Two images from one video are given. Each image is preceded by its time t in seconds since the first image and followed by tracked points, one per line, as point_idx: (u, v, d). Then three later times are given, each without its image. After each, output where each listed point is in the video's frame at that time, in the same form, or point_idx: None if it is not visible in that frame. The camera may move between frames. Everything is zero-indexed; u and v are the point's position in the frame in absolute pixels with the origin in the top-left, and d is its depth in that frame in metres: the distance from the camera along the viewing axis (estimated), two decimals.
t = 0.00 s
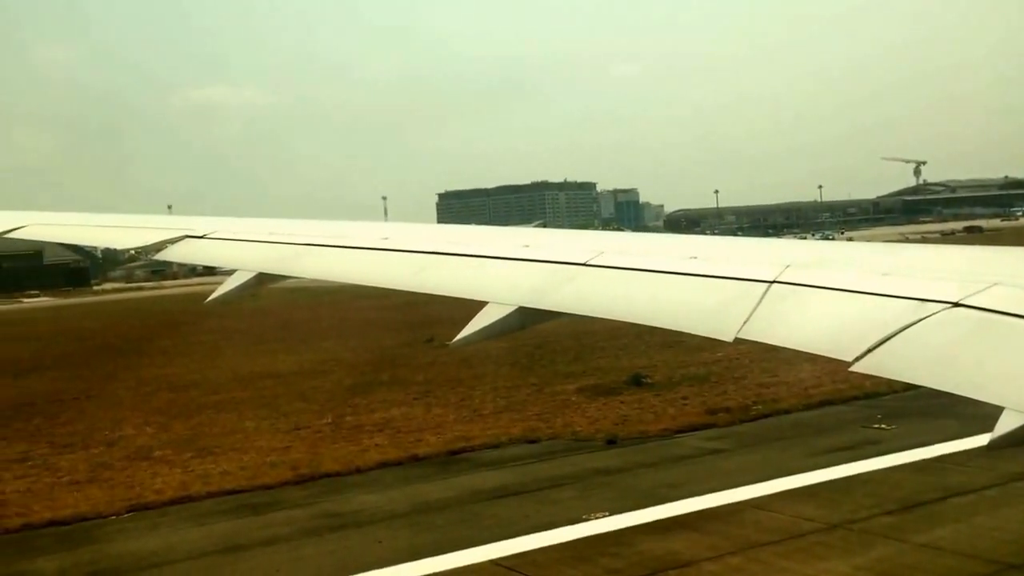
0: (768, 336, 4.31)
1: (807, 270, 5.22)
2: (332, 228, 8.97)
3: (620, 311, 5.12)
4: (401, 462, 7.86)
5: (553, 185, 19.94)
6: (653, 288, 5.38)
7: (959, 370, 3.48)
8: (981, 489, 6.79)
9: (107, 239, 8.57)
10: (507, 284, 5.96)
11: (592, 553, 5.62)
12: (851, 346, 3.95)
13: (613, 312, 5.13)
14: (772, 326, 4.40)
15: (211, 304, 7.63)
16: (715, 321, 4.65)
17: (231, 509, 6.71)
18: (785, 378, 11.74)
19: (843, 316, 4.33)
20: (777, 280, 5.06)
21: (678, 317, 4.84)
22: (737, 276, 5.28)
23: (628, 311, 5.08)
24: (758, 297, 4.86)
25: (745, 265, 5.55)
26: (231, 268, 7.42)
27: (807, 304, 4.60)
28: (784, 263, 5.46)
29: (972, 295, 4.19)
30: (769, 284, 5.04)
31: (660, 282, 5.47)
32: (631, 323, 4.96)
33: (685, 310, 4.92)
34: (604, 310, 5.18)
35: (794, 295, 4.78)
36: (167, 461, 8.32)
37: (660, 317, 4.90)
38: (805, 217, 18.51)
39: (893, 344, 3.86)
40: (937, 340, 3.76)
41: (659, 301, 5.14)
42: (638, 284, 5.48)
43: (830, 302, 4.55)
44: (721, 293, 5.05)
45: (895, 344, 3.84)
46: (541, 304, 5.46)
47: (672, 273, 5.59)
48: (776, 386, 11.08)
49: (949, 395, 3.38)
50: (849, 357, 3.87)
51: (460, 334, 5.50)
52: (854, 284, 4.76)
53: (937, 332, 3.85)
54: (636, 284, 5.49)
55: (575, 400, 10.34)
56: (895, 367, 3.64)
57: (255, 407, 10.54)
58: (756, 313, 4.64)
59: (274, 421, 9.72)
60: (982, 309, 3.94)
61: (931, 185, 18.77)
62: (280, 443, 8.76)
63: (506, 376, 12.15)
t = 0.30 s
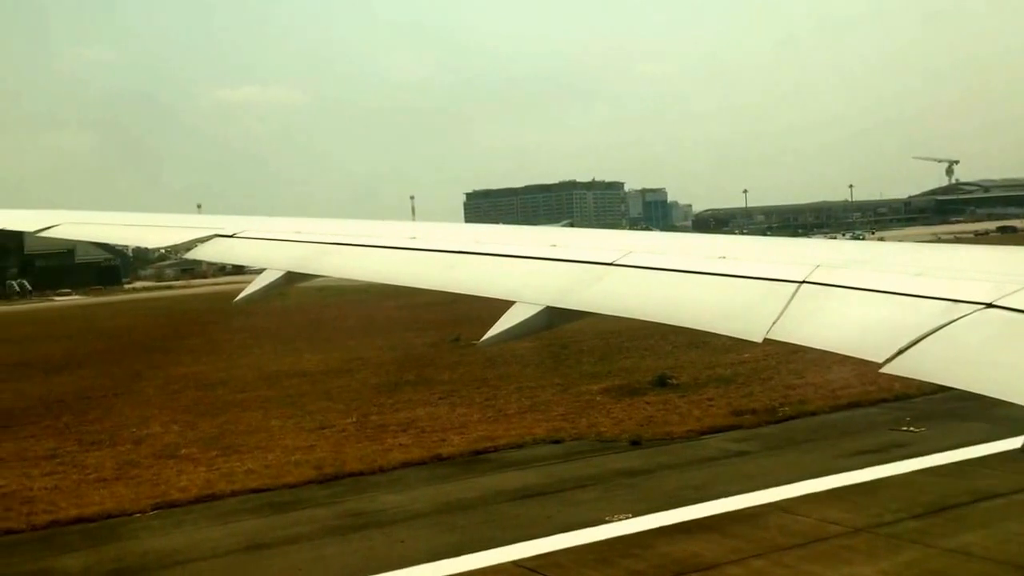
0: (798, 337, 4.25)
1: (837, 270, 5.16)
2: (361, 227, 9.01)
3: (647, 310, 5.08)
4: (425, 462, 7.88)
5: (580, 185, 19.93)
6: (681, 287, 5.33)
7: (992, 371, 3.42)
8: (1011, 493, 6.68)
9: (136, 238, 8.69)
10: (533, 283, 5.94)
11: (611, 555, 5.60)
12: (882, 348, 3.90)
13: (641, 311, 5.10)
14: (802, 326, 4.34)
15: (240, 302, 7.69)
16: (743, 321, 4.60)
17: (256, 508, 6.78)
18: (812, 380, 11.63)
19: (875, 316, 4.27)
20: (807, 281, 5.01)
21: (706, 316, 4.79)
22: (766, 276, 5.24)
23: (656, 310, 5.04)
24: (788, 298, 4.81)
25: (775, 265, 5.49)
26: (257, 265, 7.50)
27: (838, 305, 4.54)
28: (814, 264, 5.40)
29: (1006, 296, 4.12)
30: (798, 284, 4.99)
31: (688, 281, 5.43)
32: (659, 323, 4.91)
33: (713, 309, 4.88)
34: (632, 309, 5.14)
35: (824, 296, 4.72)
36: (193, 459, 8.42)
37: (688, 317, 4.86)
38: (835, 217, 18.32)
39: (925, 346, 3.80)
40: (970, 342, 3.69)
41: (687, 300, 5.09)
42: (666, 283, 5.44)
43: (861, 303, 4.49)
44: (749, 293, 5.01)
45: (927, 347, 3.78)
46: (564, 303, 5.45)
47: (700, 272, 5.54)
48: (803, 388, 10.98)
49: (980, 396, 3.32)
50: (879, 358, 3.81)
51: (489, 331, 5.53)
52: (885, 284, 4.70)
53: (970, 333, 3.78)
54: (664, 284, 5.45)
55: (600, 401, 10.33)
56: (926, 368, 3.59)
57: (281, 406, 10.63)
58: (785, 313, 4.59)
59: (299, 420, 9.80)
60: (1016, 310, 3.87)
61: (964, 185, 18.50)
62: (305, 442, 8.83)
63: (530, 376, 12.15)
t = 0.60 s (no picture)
0: (827, 338, 4.21)
1: (867, 271, 5.10)
2: (389, 227, 9.05)
3: (675, 310, 5.04)
4: (448, 462, 7.92)
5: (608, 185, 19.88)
6: (709, 287, 5.29)
7: None
8: None
9: (165, 237, 8.81)
10: (561, 284, 5.92)
11: (632, 557, 5.59)
12: (913, 349, 3.85)
13: (669, 311, 5.06)
14: (831, 327, 4.30)
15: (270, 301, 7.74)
16: (772, 321, 4.56)
17: (280, 507, 6.85)
18: (840, 382, 11.52)
19: (906, 317, 4.21)
20: (837, 282, 4.95)
21: (735, 316, 4.75)
22: (794, 276, 5.19)
23: (684, 310, 5.00)
24: (818, 298, 4.76)
25: (804, 266, 5.45)
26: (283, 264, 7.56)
27: (868, 306, 4.49)
28: (844, 264, 5.35)
29: None
30: (828, 285, 4.94)
31: (716, 281, 5.39)
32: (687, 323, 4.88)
33: (742, 309, 4.83)
34: (660, 309, 5.11)
35: (854, 297, 4.67)
36: (219, 458, 8.52)
37: (716, 316, 4.82)
38: (865, 217, 18.12)
39: (957, 348, 3.75)
40: (1003, 343, 3.64)
41: (716, 300, 5.05)
42: (694, 283, 5.40)
43: (892, 304, 4.44)
44: (778, 293, 4.96)
45: (958, 348, 3.73)
46: (591, 303, 5.43)
47: (729, 273, 5.51)
48: (830, 390, 10.87)
49: (1012, 398, 3.27)
50: (909, 359, 3.77)
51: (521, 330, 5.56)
52: (916, 285, 4.64)
53: (1003, 335, 3.72)
54: (692, 283, 5.41)
55: (624, 402, 10.30)
56: (957, 370, 3.54)
57: (307, 406, 10.71)
58: (815, 314, 4.54)
59: (324, 420, 9.87)
60: None
61: (997, 185, 18.23)
62: (330, 442, 8.90)
63: (555, 377, 12.16)
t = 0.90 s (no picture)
0: (858, 339, 4.17)
1: (898, 272, 5.05)
2: (417, 227, 9.10)
3: (704, 310, 5.01)
4: (472, 463, 7.95)
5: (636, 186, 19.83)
6: (737, 288, 5.26)
7: None
8: None
9: (194, 237, 8.93)
10: (588, 284, 5.91)
11: (652, 560, 5.59)
12: (945, 350, 3.81)
13: (697, 311, 5.03)
14: (862, 328, 4.26)
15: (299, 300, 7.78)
16: (801, 322, 4.53)
17: (303, 506, 6.93)
18: (868, 384, 11.41)
19: (938, 318, 4.17)
20: (866, 283, 4.91)
21: (764, 317, 4.72)
22: (823, 277, 5.15)
23: (712, 311, 4.97)
24: (848, 299, 4.72)
25: (832, 266, 5.40)
26: (312, 263, 7.63)
27: (899, 307, 4.44)
28: (874, 266, 5.30)
29: None
30: (857, 286, 4.90)
31: (745, 281, 5.36)
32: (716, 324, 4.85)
33: (770, 310, 4.80)
34: (688, 309, 5.08)
35: (885, 298, 4.63)
36: (244, 457, 8.63)
37: (745, 317, 4.79)
38: (896, 218, 17.92)
39: (991, 349, 3.71)
40: None
41: (745, 300, 5.02)
42: (723, 284, 5.38)
43: (923, 305, 4.39)
44: (808, 294, 4.93)
45: (991, 350, 3.69)
46: (618, 303, 5.41)
47: (757, 273, 5.47)
48: (858, 392, 10.77)
49: None
50: (941, 361, 3.73)
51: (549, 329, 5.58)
52: (947, 286, 4.59)
53: None
54: (721, 284, 5.39)
55: (649, 403, 10.28)
56: (990, 371, 3.50)
57: (332, 405, 10.80)
58: (845, 315, 4.50)
59: (349, 420, 9.95)
60: None
61: None
62: (354, 442, 8.98)
63: (580, 377, 12.16)
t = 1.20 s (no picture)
0: (887, 341, 4.13)
1: (929, 274, 4.99)
2: (444, 228, 9.13)
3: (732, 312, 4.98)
4: (493, 464, 7.99)
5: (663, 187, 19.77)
6: (766, 289, 5.22)
7: None
8: None
9: (222, 237, 9.04)
10: (616, 285, 5.89)
11: (670, 562, 5.59)
12: (975, 353, 3.77)
13: (726, 313, 5.00)
14: (892, 330, 4.22)
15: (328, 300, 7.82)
16: (831, 323, 4.48)
17: (324, 506, 6.99)
18: (895, 387, 11.29)
19: (969, 321, 4.12)
20: (896, 285, 4.86)
21: (793, 318, 4.68)
22: (853, 279, 5.10)
23: (740, 312, 4.94)
24: (877, 301, 4.68)
25: (863, 268, 5.35)
26: (337, 263, 7.70)
27: (930, 309, 4.39)
28: (905, 267, 5.23)
29: None
30: (888, 288, 4.84)
31: (775, 283, 5.31)
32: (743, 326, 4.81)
33: (800, 311, 4.76)
34: (716, 311, 5.04)
35: (914, 300, 4.58)
36: (267, 457, 8.72)
37: (773, 318, 4.75)
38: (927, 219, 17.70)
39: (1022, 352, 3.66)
40: None
41: (773, 302, 4.98)
42: (751, 285, 5.34)
43: (954, 308, 4.34)
44: (838, 296, 4.88)
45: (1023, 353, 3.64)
46: (646, 305, 5.39)
47: (786, 275, 5.43)
48: (884, 395, 10.67)
49: None
50: (970, 364, 3.69)
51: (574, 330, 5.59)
52: (979, 289, 4.53)
53: None
54: (750, 285, 5.35)
55: (673, 405, 10.25)
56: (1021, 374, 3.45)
57: (356, 405, 10.89)
58: (875, 317, 4.46)
59: (373, 420, 10.03)
60: None
61: None
62: (377, 442, 9.05)
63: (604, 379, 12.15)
